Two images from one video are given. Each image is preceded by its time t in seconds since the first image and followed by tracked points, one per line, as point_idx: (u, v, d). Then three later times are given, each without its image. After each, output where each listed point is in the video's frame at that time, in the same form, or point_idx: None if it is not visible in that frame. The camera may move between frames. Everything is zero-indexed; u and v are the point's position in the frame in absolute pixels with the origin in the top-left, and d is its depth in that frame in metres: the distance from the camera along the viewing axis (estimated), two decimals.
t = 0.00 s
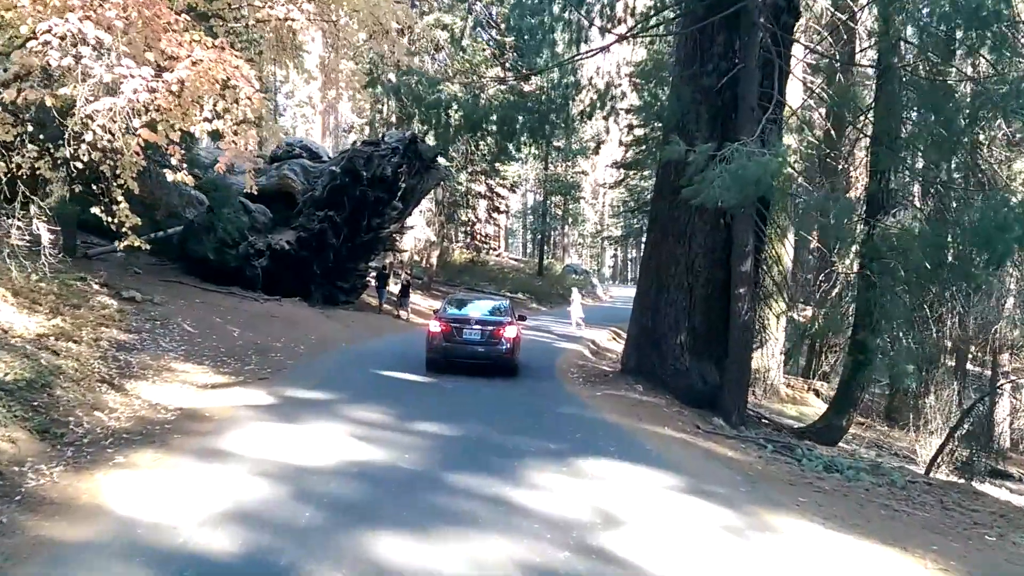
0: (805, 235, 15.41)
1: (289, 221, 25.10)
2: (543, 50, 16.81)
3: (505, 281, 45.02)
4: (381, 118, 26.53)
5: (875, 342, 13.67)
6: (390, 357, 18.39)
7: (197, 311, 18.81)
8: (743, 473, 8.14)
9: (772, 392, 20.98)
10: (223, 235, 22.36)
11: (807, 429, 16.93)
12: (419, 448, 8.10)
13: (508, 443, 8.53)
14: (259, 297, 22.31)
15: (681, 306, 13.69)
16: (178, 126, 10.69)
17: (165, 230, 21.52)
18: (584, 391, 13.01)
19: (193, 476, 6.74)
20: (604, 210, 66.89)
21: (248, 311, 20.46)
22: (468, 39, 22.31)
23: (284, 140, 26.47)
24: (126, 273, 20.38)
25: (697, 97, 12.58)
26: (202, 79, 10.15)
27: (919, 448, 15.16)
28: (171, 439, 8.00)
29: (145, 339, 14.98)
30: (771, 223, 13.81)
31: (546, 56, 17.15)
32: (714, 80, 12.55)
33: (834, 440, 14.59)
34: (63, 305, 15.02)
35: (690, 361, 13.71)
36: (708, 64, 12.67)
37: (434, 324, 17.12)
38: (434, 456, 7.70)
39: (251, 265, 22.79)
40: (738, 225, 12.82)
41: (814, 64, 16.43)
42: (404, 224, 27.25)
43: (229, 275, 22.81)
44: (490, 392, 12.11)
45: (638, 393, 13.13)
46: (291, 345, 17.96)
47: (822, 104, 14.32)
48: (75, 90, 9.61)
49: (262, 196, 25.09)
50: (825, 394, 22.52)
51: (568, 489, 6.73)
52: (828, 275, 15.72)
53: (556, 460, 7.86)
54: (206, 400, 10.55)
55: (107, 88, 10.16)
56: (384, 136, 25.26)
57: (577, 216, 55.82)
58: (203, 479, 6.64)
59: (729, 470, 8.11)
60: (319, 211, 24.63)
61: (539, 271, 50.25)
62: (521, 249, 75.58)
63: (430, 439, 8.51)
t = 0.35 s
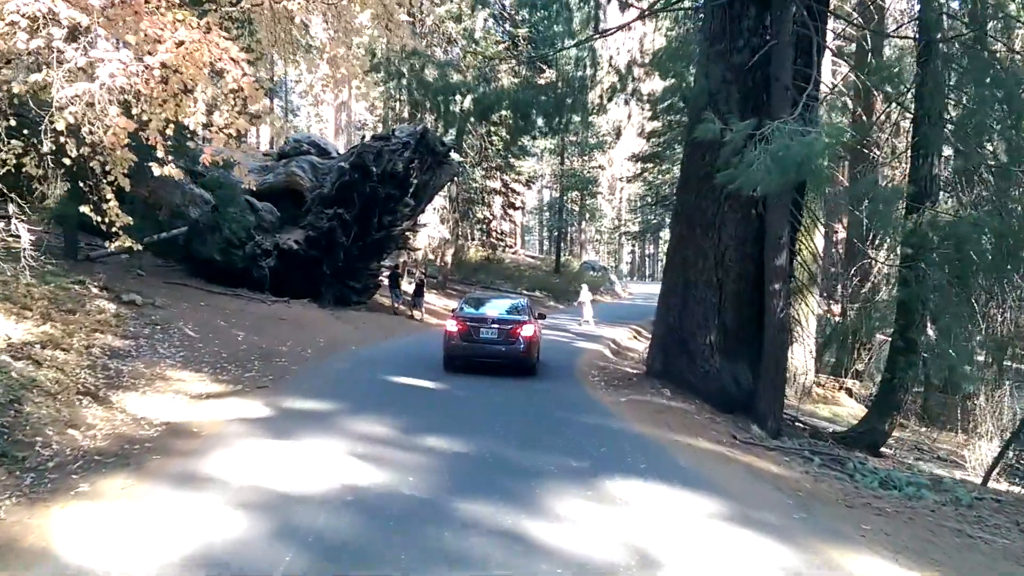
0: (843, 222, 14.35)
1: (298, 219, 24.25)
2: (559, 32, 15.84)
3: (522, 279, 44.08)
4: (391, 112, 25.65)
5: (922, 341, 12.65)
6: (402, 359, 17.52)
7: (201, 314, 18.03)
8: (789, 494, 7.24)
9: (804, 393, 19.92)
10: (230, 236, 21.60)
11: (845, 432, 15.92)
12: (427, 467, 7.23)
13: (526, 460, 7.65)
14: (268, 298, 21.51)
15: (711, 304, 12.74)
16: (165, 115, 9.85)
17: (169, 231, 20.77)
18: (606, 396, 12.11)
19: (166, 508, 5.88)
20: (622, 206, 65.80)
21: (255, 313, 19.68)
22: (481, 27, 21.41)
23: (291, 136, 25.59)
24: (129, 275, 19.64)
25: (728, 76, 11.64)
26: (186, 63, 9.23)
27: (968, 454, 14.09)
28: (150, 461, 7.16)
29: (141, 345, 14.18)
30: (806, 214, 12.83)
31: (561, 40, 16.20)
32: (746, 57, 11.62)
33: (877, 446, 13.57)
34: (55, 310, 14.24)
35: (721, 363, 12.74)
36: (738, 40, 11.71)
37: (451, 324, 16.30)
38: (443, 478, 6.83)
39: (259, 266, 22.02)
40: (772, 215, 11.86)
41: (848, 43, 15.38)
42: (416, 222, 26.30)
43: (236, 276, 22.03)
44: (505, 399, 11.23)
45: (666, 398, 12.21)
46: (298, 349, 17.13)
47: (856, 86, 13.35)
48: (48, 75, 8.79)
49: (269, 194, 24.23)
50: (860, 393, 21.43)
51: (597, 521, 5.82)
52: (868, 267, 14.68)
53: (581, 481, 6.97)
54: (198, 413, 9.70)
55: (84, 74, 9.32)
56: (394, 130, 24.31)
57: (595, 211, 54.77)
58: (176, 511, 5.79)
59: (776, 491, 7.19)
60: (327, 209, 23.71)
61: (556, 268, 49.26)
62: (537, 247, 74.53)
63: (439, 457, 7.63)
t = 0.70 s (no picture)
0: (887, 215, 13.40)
1: (307, 217, 23.42)
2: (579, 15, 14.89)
3: (538, 278, 43.17)
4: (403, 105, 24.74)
5: (973, 344, 11.66)
6: (413, 360, 16.66)
7: (203, 315, 17.23)
8: (847, 524, 6.33)
9: (836, 396, 18.90)
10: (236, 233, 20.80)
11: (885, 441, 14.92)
12: (431, 493, 6.36)
13: (544, 482, 6.77)
14: (275, 298, 20.66)
15: (743, 304, 11.79)
16: (148, 100, 9.03)
17: (172, 230, 20.31)
18: (630, 404, 11.21)
19: (126, 546, 5.03)
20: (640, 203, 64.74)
21: (261, 313, 18.90)
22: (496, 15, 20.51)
23: (299, 131, 24.68)
24: (130, 274, 18.92)
25: (765, 54, 10.72)
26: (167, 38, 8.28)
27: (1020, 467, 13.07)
28: (118, 487, 6.29)
29: (135, 349, 13.41)
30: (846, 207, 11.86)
31: (580, 23, 15.25)
32: (785, 34, 10.70)
33: (922, 459, 12.57)
34: (46, 312, 13.49)
35: (755, 367, 11.79)
36: (777, 15, 10.76)
37: (468, 324, 15.63)
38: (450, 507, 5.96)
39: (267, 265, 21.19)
40: (811, 206, 10.91)
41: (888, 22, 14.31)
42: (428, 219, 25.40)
43: (241, 276, 21.24)
44: (521, 408, 10.35)
45: (697, 407, 11.27)
46: (303, 352, 16.27)
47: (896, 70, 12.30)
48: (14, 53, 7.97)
49: (276, 191, 23.33)
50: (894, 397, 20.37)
51: (632, 564, 4.93)
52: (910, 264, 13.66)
53: (608, 510, 6.07)
54: (185, 426, 8.85)
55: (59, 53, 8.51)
56: (406, 124, 23.37)
57: (612, 208, 53.76)
58: (135, 551, 4.91)
59: (831, 522, 6.28)
60: (337, 206, 22.78)
61: (573, 266, 48.31)
62: (554, 245, 73.52)
63: (446, 479, 6.76)
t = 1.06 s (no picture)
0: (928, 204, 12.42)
1: (314, 211, 22.50)
2: None
3: (553, 273, 42.23)
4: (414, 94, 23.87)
5: None
6: (422, 359, 15.79)
7: (203, 313, 16.42)
8: (920, 561, 5.41)
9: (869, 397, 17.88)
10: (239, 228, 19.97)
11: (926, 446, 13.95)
12: (433, 525, 5.49)
13: (563, 510, 5.88)
14: (280, 295, 19.80)
15: (779, 301, 10.83)
16: (122, 77, 8.16)
17: (170, 225, 20.40)
18: (655, 411, 10.29)
19: None
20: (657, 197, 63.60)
21: (265, 310, 18.10)
22: None
23: (305, 122, 23.79)
24: (128, 271, 18.17)
25: (805, 23, 9.79)
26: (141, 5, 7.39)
27: None
28: (73, 520, 5.46)
29: (126, 350, 12.62)
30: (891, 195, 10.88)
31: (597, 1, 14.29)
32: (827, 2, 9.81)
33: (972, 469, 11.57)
34: (31, 311, 12.73)
35: (790, 370, 10.83)
36: None
37: (486, 320, 14.94)
38: (455, 544, 5.10)
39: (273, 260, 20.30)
40: (855, 195, 9.96)
41: None
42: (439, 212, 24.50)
43: (246, 272, 20.21)
44: (538, 417, 9.46)
45: (728, 415, 10.33)
46: (307, 352, 15.42)
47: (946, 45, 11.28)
48: None
49: (282, 183, 22.44)
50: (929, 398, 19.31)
51: None
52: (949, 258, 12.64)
53: (639, 545, 5.19)
54: (165, 440, 7.94)
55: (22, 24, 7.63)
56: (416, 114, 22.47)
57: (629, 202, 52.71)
58: None
59: (902, 559, 5.36)
60: (345, 199, 21.81)
61: (589, 261, 47.31)
62: (569, 239, 72.48)
63: (451, 506, 5.90)
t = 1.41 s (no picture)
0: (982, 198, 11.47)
1: (321, 211, 21.63)
2: None
3: (569, 274, 41.30)
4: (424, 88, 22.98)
5: None
6: (433, 365, 14.92)
7: (203, 318, 15.63)
8: None
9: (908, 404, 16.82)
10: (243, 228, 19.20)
11: (975, 457, 12.94)
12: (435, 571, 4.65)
13: (589, 550, 5.03)
14: (285, 298, 18.97)
15: (821, 303, 9.89)
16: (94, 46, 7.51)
17: (176, 227, 19.79)
18: (685, 424, 9.37)
19: None
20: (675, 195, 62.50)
21: (269, 314, 17.29)
22: None
23: (313, 119, 22.99)
24: (126, 273, 17.46)
25: None
26: None
27: None
28: (9, 568, 4.67)
29: (115, 357, 11.86)
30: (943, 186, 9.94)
31: None
32: None
33: None
34: (16, 318, 12.00)
35: (832, 377, 9.88)
36: None
37: (506, 320, 14.28)
38: None
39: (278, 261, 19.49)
40: (905, 185, 9.04)
41: None
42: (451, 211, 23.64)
43: (250, 273, 19.39)
44: (557, 433, 8.57)
45: (766, 428, 9.39)
46: (310, 358, 14.60)
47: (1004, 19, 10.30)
48: None
49: (288, 183, 21.66)
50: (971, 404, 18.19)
51: None
52: (1001, 255, 11.64)
53: None
54: (140, 463, 7.14)
55: None
56: (427, 110, 21.63)
57: (647, 201, 51.67)
58: None
59: None
60: (353, 197, 20.93)
61: (607, 261, 46.34)
62: (586, 239, 71.49)
63: (457, 547, 5.05)
